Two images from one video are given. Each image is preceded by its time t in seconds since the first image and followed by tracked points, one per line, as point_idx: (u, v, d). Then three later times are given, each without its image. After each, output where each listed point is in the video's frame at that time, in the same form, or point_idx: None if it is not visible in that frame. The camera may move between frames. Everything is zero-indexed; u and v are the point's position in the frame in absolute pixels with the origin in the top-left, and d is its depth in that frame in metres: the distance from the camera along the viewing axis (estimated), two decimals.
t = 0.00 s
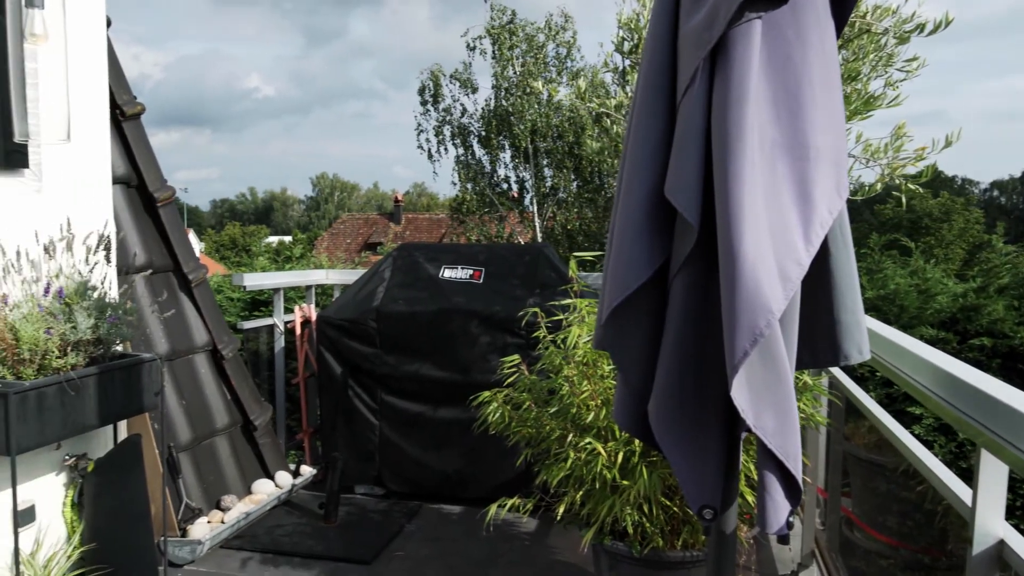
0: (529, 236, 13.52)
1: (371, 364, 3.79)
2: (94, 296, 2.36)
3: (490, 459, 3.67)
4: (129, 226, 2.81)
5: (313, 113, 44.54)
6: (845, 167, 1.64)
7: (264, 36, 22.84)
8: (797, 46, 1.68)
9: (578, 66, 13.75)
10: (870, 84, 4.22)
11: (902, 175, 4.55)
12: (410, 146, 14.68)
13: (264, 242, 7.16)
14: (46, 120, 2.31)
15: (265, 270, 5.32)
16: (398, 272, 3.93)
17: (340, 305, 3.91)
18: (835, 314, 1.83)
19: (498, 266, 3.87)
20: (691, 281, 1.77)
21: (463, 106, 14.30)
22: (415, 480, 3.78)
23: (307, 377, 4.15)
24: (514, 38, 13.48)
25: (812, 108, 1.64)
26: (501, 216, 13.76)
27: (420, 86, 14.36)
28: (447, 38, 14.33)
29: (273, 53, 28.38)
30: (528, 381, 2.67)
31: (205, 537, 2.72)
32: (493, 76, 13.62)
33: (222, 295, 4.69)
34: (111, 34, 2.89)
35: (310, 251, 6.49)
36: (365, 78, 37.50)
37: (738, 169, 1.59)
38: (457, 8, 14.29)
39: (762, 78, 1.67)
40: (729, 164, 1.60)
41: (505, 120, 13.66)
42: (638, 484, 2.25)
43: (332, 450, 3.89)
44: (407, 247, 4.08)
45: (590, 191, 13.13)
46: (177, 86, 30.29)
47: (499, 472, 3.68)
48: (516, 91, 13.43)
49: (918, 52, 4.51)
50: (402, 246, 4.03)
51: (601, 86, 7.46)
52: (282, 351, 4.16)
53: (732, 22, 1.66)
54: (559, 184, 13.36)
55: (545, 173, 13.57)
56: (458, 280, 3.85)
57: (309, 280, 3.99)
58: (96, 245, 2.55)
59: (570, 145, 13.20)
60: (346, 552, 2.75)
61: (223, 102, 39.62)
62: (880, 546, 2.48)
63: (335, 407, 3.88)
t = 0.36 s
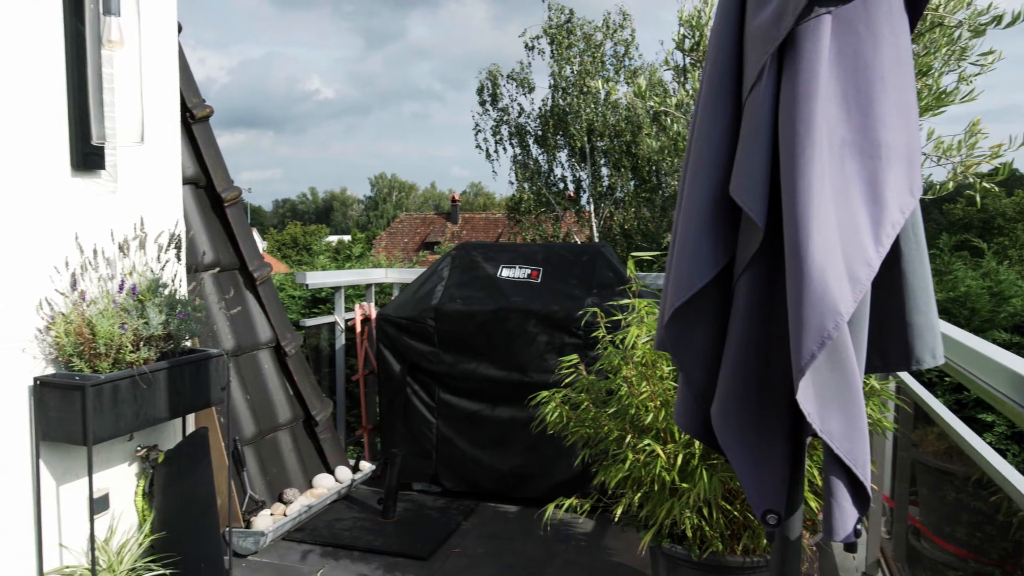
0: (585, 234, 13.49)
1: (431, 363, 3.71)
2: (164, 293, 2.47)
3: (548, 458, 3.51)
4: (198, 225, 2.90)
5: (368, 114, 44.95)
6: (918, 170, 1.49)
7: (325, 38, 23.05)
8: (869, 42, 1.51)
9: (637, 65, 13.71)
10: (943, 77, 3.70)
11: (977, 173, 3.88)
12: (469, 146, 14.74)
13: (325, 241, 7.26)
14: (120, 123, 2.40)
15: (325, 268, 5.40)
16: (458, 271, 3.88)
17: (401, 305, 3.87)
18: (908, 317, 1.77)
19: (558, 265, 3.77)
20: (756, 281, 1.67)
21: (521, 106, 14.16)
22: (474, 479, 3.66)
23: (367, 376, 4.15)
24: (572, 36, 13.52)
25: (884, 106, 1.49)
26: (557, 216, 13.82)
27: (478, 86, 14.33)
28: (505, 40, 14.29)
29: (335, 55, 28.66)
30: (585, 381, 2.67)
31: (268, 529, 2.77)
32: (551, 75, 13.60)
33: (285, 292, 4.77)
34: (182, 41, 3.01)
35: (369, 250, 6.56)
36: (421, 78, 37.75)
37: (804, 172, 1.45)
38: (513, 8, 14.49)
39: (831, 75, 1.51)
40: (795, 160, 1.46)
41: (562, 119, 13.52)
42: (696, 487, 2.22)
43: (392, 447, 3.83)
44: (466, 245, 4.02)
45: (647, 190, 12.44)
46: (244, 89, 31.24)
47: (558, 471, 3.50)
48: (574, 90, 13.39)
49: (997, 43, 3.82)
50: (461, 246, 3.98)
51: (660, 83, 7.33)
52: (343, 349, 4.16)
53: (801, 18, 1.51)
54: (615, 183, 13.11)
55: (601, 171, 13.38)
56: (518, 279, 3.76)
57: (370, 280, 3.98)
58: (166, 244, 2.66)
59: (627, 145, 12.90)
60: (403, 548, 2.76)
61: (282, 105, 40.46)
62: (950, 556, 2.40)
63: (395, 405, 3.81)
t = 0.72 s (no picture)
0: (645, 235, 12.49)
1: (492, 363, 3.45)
2: (233, 290, 2.55)
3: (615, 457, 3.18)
4: (265, 225, 2.98)
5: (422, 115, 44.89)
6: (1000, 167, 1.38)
7: (383, 39, 23.00)
8: (949, 38, 1.39)
9: (697, 63, 12.98)
10: None
11: None
12: (525, 145, 13.97)
13: (385, 241, 7.31)
14: (193, 127, 2.48)
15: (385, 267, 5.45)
16: (519, 269, 3.58)
17: (460, 303, 3.59)
18: (987, 320, 1.64)
19: (621, 263, 3.43)
20: (825, 283, 1.54)
21: (580, 106, 13.36)
22: (537, 481, 3.36)
23: (427, 374, 4.11)
24: (631, 36, 12.70)
25: (964, 99, 1.38)
26: (617, 216, 12.81)
27: (535, 86, 13.51)
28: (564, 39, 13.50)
29: (392, 57, 28.60)
30: (647, 382, 2.63)
31: (330, 522, 2.82)
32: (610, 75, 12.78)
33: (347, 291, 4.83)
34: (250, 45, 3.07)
35: (427, 249, 6.57)
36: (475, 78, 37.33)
37: (878, 169, 1.34)
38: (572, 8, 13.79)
39: (907, 66, 1.40)
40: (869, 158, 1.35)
41: (620, 119, 12.78)
42: (759, 492, 2.18)
43: (451, 445, 3.55)
44: (527, 245, 3.72)
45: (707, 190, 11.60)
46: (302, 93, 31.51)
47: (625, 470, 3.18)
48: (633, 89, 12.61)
49: None
50: (520, 244, 3.70)
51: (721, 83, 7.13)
52: (404, 351, 4.10)
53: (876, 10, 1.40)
54: (676, 183, 12.20)
55: (662, 171, 12.54)
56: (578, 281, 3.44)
57: (431, 280, 3.95)
58: (235, 243, 2.74)
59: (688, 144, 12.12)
60: (462, 545, 2.78)
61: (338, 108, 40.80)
62: None
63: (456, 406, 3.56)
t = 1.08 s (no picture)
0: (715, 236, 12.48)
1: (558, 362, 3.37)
2: (308, 289, 2.61)
3: (684, 462, 3.05)
4: (339, 225, 3.05)
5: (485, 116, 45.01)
6: None
7: (450, 41, 23.11)
8: None
9: (769, 59, 12.68)
10: None
11: None
12: (593, 145, 13.79)
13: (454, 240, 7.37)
14: (270, 129, 2.56)
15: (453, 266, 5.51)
16: (587, 269, 3.52)
17: (529, 301, 3.52)
18: None
19: (691, 264, 3.30)
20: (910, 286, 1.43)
21: (647, 105, 13.13)
22: (600, 483, 3.27)
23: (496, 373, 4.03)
24: (700, 33, 12.48)
25: None
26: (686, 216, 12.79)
27: (602, 86, 13.36)
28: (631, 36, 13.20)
29: (456, 58, 28.82)
30: (718, 384, 2.61)
31: (399, 517, 2.86)
32: (678, 73, 12.56)
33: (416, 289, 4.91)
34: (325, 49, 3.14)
35: (494, 248, 6.61)
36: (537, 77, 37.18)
37: (969, 169, 1.25)
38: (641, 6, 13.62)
39: (1001, 58, 1.30)
40: (963, 160, 1.25)
41: (689, 118, 12.51)
42: (836, 500, 2.12)
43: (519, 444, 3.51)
44: (596, 245, 3.64)
45: (779, 189, 11.50)
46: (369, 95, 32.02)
47: (694, 477, 3.04)
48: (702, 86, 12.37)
49: None
50: (589, 243, 3.62)
51: (795, 79, 6.95)
52: (473, 346, 4.08)
53: None
54: (747, 181, 12.05)
55: (732, 170, 12.28)
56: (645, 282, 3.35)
57: (499, 280, 3.94)
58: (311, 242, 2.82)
59: (759, 142, 11.86)
60: (528, 544, 2.79)
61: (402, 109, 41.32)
62: None
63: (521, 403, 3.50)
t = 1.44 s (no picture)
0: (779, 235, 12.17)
1: (619, 362, 3.34)
2: (373, 287, 2.65)
3: (750, 464, 3.00)
4: (404, 225, 3.09)
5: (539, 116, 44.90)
6: None
7: (510, 41, 23.11)
8: None
9: (838, 55, 12.29)
10: None
11: None
12: (654, 145, 13.64)
13: (514, 239, 7.38)
14: (337, 130, 2.61)
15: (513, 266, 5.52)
16: (650, 269, 3.48)
17: (591, 301, 3.49)
18: None
19: (757, 265, 3.25)
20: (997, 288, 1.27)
21: (710, 103, 12.91)
22: (662, 485, 3.24)
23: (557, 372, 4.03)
24: (765, 29, 12.18)
25: None
26: (750, 215, 12.42)
27: (663, 86, 13.16)
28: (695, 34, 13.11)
29: (514, 58, 28.95)
30: (786, 387, 2.53)
31: (460, 515, 2.88)
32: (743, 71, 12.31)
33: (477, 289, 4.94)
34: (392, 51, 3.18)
35: (555, 248, 6.61)
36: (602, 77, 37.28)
37: None
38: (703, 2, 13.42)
39: None
40: None
41: (754, 115, 12.27)
42: (909, 509, 2.05)
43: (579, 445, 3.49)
44: (659, 245, 3.60)
45: (848, 188, 11.50)
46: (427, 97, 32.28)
47: (760, 480, 3.00)
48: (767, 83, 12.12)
49: None
50: (652, 243, 3.58)
51: (870, 73, 6.72)
52: (534, 343, 4.06)
53: None
54: (814, 180, 11.71)
55: (798, 169, 11.97)
56: (709, 282, 3.29)
57: (559, 279, 3.93)
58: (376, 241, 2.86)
59: (826, 140, 11.55)
60: (589, 545, 2.78)
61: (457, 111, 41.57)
62: None
63: (583, 403, 3.46)
